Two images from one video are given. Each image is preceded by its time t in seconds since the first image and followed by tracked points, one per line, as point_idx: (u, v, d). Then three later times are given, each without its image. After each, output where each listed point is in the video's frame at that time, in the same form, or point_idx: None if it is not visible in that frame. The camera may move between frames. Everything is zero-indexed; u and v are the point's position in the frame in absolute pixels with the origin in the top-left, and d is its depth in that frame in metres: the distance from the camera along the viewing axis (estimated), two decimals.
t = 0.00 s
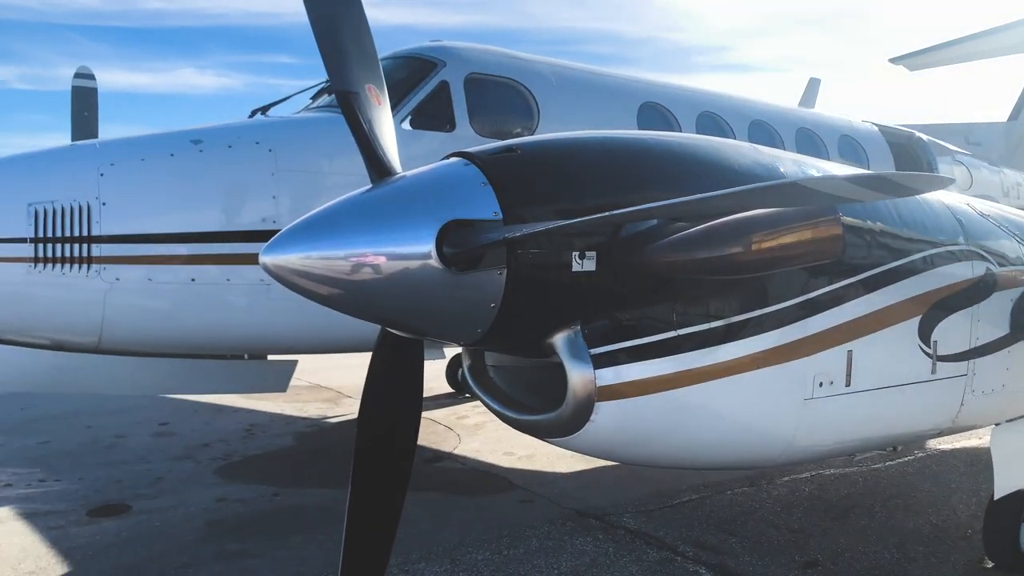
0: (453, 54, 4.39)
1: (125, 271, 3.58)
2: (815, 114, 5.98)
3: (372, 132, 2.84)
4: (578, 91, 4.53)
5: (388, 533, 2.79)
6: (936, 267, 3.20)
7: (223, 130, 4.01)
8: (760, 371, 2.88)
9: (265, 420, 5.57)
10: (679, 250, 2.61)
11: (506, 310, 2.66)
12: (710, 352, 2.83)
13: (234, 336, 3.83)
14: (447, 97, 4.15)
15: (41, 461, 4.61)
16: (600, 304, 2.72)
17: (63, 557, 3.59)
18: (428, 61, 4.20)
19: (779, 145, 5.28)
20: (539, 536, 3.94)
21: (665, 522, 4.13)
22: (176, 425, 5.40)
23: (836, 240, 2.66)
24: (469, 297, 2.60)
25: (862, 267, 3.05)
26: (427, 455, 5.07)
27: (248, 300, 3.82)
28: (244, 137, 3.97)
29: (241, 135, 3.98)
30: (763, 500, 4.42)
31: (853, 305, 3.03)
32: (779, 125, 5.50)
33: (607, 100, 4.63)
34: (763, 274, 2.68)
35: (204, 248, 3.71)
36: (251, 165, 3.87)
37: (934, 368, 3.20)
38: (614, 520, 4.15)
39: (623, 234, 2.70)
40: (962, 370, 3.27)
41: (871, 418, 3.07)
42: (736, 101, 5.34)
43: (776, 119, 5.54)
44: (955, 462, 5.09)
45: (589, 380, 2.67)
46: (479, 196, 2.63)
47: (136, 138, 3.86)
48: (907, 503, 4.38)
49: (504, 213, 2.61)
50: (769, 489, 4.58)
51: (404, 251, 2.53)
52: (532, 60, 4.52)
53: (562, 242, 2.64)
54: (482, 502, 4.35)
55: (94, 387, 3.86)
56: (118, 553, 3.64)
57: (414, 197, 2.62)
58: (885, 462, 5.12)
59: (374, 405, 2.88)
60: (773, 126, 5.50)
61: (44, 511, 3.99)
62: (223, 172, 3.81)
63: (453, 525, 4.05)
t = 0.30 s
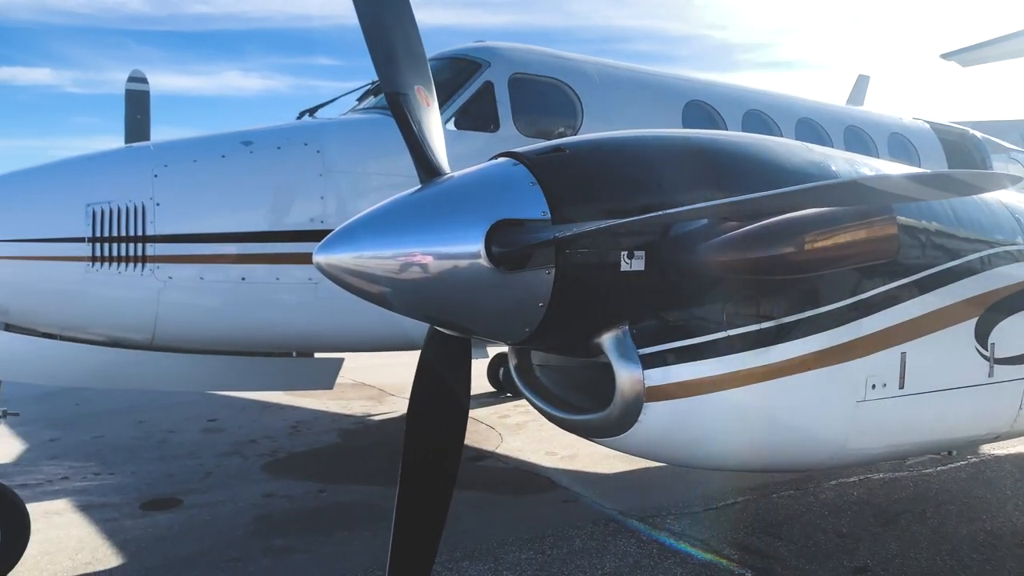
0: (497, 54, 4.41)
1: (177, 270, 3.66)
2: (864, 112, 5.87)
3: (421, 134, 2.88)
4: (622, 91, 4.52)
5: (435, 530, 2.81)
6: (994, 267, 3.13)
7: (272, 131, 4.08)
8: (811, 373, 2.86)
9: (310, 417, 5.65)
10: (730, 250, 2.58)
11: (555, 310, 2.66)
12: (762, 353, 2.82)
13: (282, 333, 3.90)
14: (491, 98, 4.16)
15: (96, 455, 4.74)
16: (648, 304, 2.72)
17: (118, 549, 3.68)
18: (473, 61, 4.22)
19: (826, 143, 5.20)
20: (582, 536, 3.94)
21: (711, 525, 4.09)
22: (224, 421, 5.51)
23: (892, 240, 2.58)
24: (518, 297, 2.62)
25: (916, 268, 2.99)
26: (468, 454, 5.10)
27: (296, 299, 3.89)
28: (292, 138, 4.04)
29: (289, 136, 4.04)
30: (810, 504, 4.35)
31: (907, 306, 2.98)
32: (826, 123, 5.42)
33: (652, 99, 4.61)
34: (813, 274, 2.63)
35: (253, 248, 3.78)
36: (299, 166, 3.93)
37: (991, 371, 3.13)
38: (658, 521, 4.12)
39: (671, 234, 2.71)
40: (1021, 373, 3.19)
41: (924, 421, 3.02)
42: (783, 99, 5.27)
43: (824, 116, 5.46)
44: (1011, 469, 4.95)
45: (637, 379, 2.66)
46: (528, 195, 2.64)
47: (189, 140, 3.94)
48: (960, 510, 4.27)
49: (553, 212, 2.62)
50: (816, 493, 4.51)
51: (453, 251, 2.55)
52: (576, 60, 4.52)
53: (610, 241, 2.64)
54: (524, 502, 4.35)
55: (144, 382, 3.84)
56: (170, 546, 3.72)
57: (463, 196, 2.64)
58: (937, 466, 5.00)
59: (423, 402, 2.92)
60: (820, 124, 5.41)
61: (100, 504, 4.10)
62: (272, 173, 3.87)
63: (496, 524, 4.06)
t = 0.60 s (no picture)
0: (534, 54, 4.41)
1: (220, 269, 3.72)
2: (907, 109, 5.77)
3: (461, 134, 2.90)
4: (660, 89, 4.49)
5: (474, 527, 2.83)
6: None
7: (312, 132, 4.13)
8: (856, 373, 2.83)
9: (347, 415, 5.71)
10: (772, 249, 2.55)
11: (595, 308, 2.66)
12: (806, 353, 2.79)
13: (321, 331, 3.96)
14: (527, 97, 4.16)
15: (139, 450, 4.83)
16: (689, 303, 2.71)
17: (161, 542, 3.76)
18: (511, 61, 4.22)
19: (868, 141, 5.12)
20: (618, 537, 3.92)
21: (748, 527, 4.04)
22: (263, 418, 5.59)
23: (942, 239, 2.50)
24: (559, 295, 2.62)
25: (964, 268, 2.94)
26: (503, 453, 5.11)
27: (335, 297, 3.94)
28: (332, 139, 4.08)
29: (329, 137, 4.09)
30: (850, 507, 4.29)
31: (952, 307, 2.94)
32: (868, 120, 5.34)
33: (690, 98, 4.58)
34: (858, 273, 2.58)
35: (293, 248, 3.83)
36: (339, 167, 3.98)
37: None
38: (695, 523, 4.09)
39: (713, 233, 2.68)
40: None
41: (969, 424, 2.99)
42: (823, 97, 5.21)
43: (865, 114, 5.37)
44: None
45: (678, 379, 2.65)
46: (568, 194, 2.64)
47: (230, 141, 4.01)
48: (1007, 516, 4.18)
49: (593, 211, 2.62)
50: (856, 496, 4.44)
51: (492, 250, 2.57)
52: (613, 59, 4.50)
53: (651, 240, 2.63)
54: (560, 501, 4.35)
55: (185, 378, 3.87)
56: (211, 540, 3.79)
57: (503, 195, 2.65)
58: (982, 471, 4.89)
59: (463, 400, 2.94)
60: (861, 121, 5.33)
61: (143, 498, 4.19)
62: (312, 173, 3.92)
63: (531, 524, 4.06)
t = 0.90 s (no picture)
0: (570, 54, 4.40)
1: (260, 268, 3.77)
2: (950, 106, 5.66)
3: (501, 133, 2.91)
4: (697, 88, 4.46)
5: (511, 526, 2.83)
6: None
7: (350, 132, 4.16)
8: (903, 375, 2.79)
9: (382, 412, 5.75)
10: (817, 249, 2.52)
11: (636, 308, 2.65)
12: (852, 355, 2.76)
13: (358, 329, 4.00)
14: (564, 96, 4.14)
15: (179, 446, 4.91)
16: (731, 303, 2.68)
17: (200, 537, 3.82)
18: (547, 61, 4.22)
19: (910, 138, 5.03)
20: (654, 539, 3.90)
21: (786, 530, 3.99)
22: (299, 416, 5.64)
23: (992, 239, 2.45)
24: (599, 295, 2.62)
25: (1013, 269, 2.88)
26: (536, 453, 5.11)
27: (372, 296, 3.97)
28: (369, 139, 4.11)
29: (366, 137, 4.12)
30: (891, 512, 4.22)
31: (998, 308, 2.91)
32: (909, 118, 5.24)
33: (727, 96, 4.54)
34: (904, 273, 2.54)
35: (330, 247, 3.87)
36: (376, 166, 4.00)
37: None
38: (731, 526, 4.05)
39: (757, 232, 2.65)
40: None
41: (1015, 427, 2.96)
42: (863, 95, 5.13)
43: (907, 111, 5.28)
44: None
45: (720, 381, 2.63)
46: (610, 193, 2.63)
47: (270, 141, 4.05)
48: None
49: (635, 211, 2.61)
50: (897, 501, 4.37)
51: (531, 249, 2.57)
52: (650, 58, 4.48)
53: (694, 240, 2.61)
54: (594, 502, 4.34)
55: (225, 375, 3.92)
56: (249, 535, 3.84)
57: (543, 195, 2.65)
58: None
59: (502, 399, 2.94)
60: (902, 118, 5.24)
61: (183, 493, 4.25)
62: (350, 172, 3.95)
63: (565, 525, 4.05)
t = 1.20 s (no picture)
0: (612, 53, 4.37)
1: (305, 267, 3.82)
2: (1002, 104, 5.53)
3: (548, 133, 2.91)
4: (741, 87, 4.42)
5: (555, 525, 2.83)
6: None
7: (394, 133, 4.19)
8: (959, 379, 2.74)
9: (422, 411, 5.79)
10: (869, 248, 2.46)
11: (684, 309, 2.63)
12: (905, 358, 2.70)
13: (400, 329, 4.04)
14: (606, 96, 4.12)
15: (224, 442, 5.00)
16: (780, 304, 2.65)
17: (246, 532, 3.88)
18: (589, 60, 4.20)
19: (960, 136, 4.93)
20: (696, 541, 3.86)
21: (832, 536, 3.93)
22: (341, 413, 5.71)
23: None
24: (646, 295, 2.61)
25: None
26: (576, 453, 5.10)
27: (415, 296, 4.00)
28: (413, 140, 4.14)
29: (410, 138, 4.15)
30: (940, 518, 4.13)
31: None
32: (960, 115, 5.14)
33: (772, 95, 4.49)
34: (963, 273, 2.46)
35: (374, 247, 3.90)
36: (419, 167, 4.03)
37: None
38: (775, 530, 4.00)
39: (807, 232, 2.59)
40: None
41: None
42: (911, 92, 5.04)
43: (957, 108, 5.17)
44: None
45: (770, 384, 2.59)
46: (658, 193, 2.61)
47: (315, 142, 4.11)
48: None
49: (683, 210, 2.59)
50: (946, 508, 4.27)
51: (577, 249, 2.56)
52: (693, 57, 4.45)
53: (743, 240, 2.58)
54: (635, 503, 4.32)
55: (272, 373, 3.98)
56: (293, 531, 3.89)
57: (590, 195, 2.64)
58: None
59: (547, 398, 2.94)
60: (952, 116, 5.14)
61: (228, 488, 4.33)
62: (394, 173, 3.99)
63: (606, 526, 4.03)
